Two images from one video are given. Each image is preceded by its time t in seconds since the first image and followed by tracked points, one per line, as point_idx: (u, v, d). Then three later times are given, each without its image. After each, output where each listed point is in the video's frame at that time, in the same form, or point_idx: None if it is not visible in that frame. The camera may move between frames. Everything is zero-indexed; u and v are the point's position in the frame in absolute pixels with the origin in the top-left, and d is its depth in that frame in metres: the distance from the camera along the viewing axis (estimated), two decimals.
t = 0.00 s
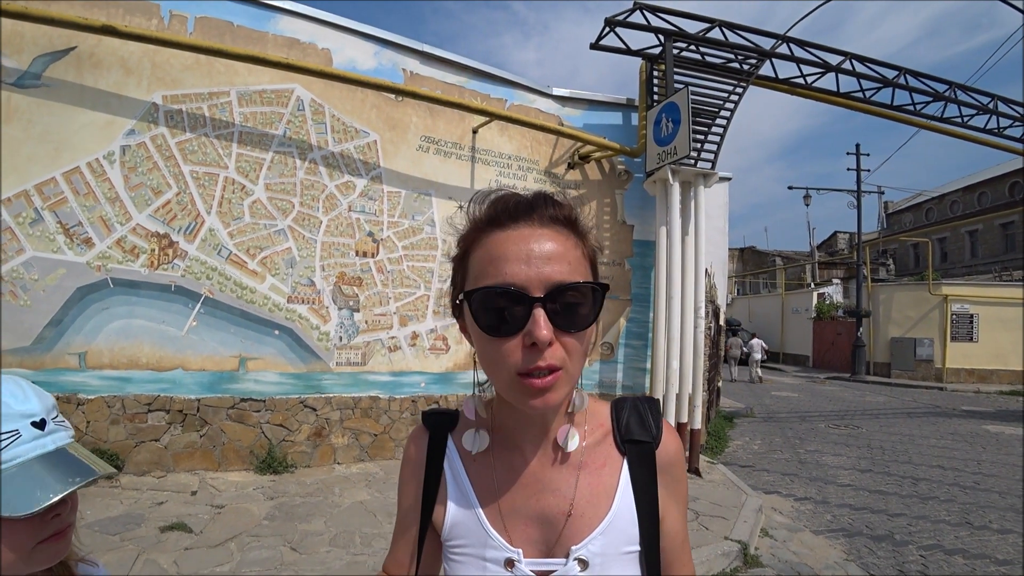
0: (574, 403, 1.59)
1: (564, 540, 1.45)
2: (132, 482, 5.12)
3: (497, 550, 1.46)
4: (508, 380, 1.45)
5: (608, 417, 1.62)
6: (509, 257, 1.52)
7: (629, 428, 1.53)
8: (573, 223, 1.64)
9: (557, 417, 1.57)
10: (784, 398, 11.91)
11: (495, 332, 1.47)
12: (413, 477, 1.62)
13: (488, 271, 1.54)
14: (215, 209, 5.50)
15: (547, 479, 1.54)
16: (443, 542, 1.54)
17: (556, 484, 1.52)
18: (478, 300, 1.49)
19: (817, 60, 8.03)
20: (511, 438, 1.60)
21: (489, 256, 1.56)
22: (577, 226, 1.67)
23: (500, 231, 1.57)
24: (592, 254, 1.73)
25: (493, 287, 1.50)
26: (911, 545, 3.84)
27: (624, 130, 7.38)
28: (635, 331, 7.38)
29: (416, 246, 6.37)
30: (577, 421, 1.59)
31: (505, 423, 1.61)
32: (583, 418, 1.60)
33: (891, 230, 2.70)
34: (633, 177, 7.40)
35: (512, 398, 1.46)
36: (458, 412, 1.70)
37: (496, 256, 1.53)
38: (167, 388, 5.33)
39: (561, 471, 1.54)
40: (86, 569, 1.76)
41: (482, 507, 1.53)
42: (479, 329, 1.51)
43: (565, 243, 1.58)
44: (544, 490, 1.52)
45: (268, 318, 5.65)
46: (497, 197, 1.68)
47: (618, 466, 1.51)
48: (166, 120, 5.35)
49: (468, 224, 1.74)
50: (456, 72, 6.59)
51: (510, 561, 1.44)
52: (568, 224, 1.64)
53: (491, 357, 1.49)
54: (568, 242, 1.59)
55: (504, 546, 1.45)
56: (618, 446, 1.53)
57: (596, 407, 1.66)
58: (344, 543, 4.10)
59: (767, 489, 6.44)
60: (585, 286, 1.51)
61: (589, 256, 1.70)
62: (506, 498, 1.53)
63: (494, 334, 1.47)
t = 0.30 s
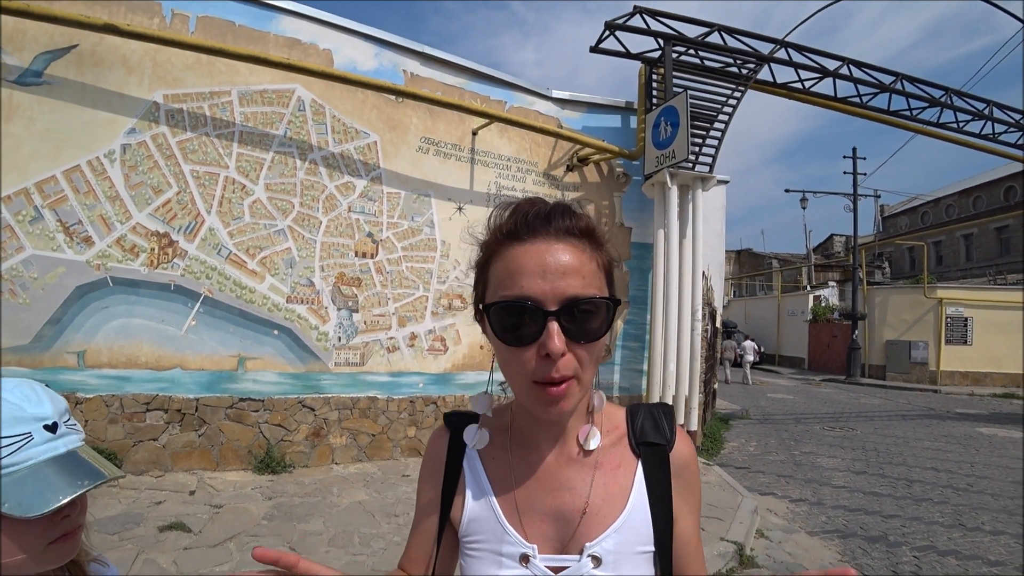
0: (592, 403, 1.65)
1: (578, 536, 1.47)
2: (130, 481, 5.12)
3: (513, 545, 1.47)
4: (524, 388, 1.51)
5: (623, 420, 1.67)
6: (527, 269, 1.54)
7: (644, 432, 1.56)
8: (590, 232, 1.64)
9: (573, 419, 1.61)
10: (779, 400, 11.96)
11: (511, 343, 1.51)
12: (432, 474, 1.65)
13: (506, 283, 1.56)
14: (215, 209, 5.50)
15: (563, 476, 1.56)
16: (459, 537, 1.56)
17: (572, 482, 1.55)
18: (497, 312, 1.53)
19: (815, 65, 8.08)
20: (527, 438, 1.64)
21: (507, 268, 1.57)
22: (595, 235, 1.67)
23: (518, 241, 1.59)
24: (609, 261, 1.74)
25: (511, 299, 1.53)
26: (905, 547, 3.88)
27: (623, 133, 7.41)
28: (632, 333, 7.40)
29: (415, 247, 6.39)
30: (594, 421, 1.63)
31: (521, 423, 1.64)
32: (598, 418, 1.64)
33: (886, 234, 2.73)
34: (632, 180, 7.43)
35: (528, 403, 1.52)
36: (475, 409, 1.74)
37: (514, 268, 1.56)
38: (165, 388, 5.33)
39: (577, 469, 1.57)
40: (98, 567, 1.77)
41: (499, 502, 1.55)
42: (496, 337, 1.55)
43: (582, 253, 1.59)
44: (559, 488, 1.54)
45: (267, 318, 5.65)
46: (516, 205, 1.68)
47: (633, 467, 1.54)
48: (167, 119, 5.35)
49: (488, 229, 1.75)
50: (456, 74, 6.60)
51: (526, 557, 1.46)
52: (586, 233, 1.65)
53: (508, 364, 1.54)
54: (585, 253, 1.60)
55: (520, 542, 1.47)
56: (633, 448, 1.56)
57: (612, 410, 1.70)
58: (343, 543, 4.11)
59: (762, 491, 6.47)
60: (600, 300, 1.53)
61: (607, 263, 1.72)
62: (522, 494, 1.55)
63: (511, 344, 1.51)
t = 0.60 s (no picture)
0: (641, 412, 1.65)
1: (627, 546, 1.48)
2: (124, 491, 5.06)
3: (562, 554, 1.49)
4: (569, 390, 1.51)
5: (670, 430, 1.64)
6: (571, 274, 1.58)
7: (691, 442, 1.56)
8: (632, 242, 1.69)
9: (619, 427, 1.61)
10: (769, 400, 12.06)
11: (556, 345, 1.53)
12: (479, 482, 1.66)
13: (551, 288, 1.60)
14: (208, 215, 5.48)
15: (611, 486, 1.57)
16: (509, 544, 1.58)
17: (620, 492, 1.55)
18: (542, 315, 1.55)
19: (802, 69, 8.20)
20: (574, 446, 1.64)
21: (552, 275, 1.62)
22: (637, 247, 1.72)
23: (563, 250, 1.65)
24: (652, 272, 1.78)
25: (555, 303, 1.56)
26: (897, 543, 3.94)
27: (615, 137, 7.47)
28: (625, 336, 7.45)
29: (409, 252, 6.40)
30: (644, 431, 1.62)
31: (568, 431, 1.65)
32: (647, 428, 1.63)
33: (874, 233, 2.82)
34: (623, 183, 7.50)
35: (573, 406, 1.52)
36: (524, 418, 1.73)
37: (559, 274, 1.60)
38: (159, 396, 5.28)
39: (624, 479, 1.57)
40: None
41: (548, 512, 1.56)
42: (542, 342, 1.58)
43: (625, 261, 1.64)
44: (607, 497, 1.55)
45: (262, 324, 5.64)
46: (560, 219, 1.76)
47: (680, 478, 1.54)
48: (159, 125, 5.32)
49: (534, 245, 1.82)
50: (448, 79, 6.63)
51: (575, 566, 1.47)
52: (628, 242, 1.70)
53: (553, 368, 1.55)
54: (628, 261, 1.65)
55: (569, 551, 1.48)
56: (679, 458, 1.56)
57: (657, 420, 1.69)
58: (342, 549, 4.10)
59: (755, 490, 6.54)
60: (643, 301, 1.55)
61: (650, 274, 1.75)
62: (570, 503, 1.56)
63: (555, 346, 1.53)
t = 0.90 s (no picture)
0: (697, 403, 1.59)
1: (683, 537, 1.44)
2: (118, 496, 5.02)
3: (618, 545, 1.45)
4: (616, 373, 1.47)
5: (723, 420, 1.61)
6: (617, 260, 1.57)
7: (746, 433, 1.52)
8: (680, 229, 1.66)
9: (672, 416, 1.55)
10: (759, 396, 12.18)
11: (601, 329, 1.50)
12: (530, 475, 1.61)
13: (598, 275, 1.60)
14: (200, 218, 5.46)
15: (667, 477, 1.51)
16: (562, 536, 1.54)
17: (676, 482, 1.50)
18: (589, 299, 1.55)
19: (788, 69, 8.31)
20: (626, 437, 1.59)
21: (599, 263, 1.62)
22: (687, 236, 1.69)
23: (610, 240, 1.64)
24: (706, 262, 1.73)
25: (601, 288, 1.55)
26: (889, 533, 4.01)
27: (605, 137, 7.52)
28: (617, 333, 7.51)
29: (401, 253, 6.41)
30: (697, 420, 1.58)
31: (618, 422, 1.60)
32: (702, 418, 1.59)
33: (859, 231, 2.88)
34: (613, 183, 7.57)
35: (620, 390, 1.48)
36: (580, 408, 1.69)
37: (604, 261, 1.59)
38: (152, 400, 5.23)
39: (680, 470, 1.51)
40: None
41: (602, 502, 1.52)
42: (592, 329, 1.56)
43: (672, 247, 1.61)
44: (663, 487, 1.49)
45: (255, 327, 5.62)
46: (608, 214, 1.77)
47: (736, 468, 1.50)
48: (149, 128, 5.29)
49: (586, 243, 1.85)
50: (438, 80, 6.64)
51: (631, 557, 1.43)
52: (675, 230, 1.67)
53: (600, 352, 1.53)
54: (676, 248, 1.62)
55: (625, 542, 1.44)
56: (734, 449, 1.52)
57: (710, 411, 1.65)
58: (340, 550, 4.11)
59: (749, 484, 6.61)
60: (690, 284, 1.50)
61: (702, 263, 1.70)
62: (624, 493, 1.51)
63: (601, 330, 1.50)
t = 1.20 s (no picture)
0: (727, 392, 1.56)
1: (713, 523, 1.42)
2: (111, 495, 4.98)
3: (648, 531, 1.43)
4: (641, 365, 1.49)
5: (753, 410, 1.58)
6: (641, 253, 1.57)
7: (776, 421, 1.50)
8: (705, 220, 1.64)
9: (700, 405, 1.53)
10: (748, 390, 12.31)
11: (626, 321, 1.52)
12: (561, 464, 1.59)
13: (623, 268, 1.60)
14: (191, 215, 5.43)
15: (696, 463, 1.49)
16: (594, 522, 1.52)
17: (704, 469, 1.48)
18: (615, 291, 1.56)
19: (777, 66, 8.38)
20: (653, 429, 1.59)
21: (624, 256, 1.62)
22: (714, 226, 1.67)
23: (634, 234, 1.64)
24: (735, 252, 1.70)
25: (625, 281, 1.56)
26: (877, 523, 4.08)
27: (595, 133, 7.55)
28: (608, 329, 7.57)
29: (393, 249, 6.41)
30: (727, 410, 1.55)
31: (646, 413, 1.59)
32: (731, 409, 1.56)
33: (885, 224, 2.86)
34: (604, 179, 7.61)
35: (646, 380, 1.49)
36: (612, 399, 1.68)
37: (630, 253, 1.60)
38: (145, 398, 5.22)
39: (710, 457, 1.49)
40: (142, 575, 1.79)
41: (633, 488, 1.50)
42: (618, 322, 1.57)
43: (698, 239, 1.59)
44: (692, 474, 1.48)
45: (248, 324, 5.61)
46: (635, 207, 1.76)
47: (766, 457, 1.47)
48: (139, 125, 5.25)
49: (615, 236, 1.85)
50: (429, 76, 6.64)
51: (661, 542, 1.42)
52: (701, 221, 1.65)
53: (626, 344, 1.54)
54: (703, 238, 1.60)
55: (656, 527, 1.43)
56: (764, 437, 1.50)
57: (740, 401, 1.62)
58: (336, 546, 4.13)
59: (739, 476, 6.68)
60: (714, 274, 1.49)
61: (730, 253, 1.66)
62: (654, 479, 1.49)
63: (626, 322, 1.52)
